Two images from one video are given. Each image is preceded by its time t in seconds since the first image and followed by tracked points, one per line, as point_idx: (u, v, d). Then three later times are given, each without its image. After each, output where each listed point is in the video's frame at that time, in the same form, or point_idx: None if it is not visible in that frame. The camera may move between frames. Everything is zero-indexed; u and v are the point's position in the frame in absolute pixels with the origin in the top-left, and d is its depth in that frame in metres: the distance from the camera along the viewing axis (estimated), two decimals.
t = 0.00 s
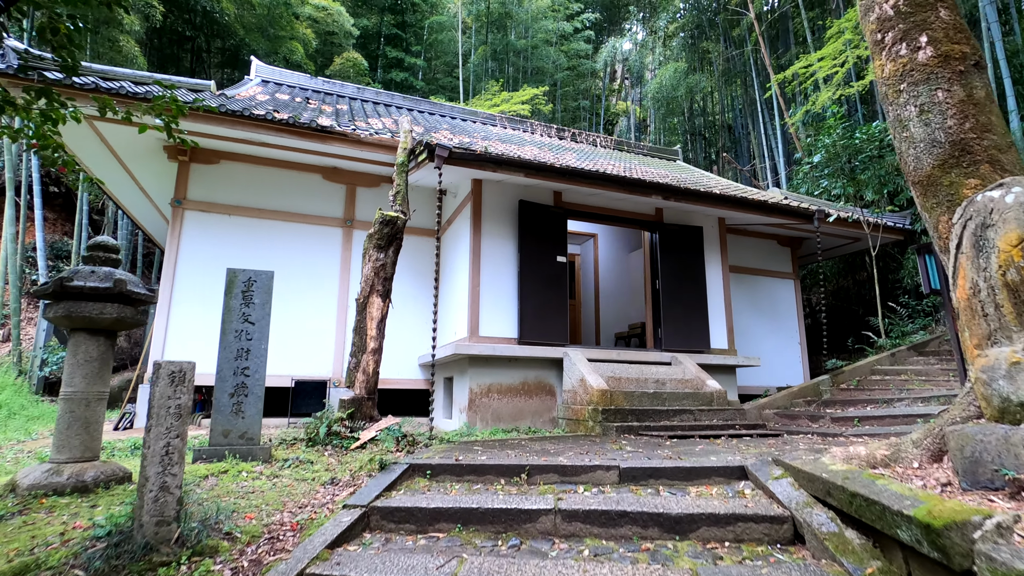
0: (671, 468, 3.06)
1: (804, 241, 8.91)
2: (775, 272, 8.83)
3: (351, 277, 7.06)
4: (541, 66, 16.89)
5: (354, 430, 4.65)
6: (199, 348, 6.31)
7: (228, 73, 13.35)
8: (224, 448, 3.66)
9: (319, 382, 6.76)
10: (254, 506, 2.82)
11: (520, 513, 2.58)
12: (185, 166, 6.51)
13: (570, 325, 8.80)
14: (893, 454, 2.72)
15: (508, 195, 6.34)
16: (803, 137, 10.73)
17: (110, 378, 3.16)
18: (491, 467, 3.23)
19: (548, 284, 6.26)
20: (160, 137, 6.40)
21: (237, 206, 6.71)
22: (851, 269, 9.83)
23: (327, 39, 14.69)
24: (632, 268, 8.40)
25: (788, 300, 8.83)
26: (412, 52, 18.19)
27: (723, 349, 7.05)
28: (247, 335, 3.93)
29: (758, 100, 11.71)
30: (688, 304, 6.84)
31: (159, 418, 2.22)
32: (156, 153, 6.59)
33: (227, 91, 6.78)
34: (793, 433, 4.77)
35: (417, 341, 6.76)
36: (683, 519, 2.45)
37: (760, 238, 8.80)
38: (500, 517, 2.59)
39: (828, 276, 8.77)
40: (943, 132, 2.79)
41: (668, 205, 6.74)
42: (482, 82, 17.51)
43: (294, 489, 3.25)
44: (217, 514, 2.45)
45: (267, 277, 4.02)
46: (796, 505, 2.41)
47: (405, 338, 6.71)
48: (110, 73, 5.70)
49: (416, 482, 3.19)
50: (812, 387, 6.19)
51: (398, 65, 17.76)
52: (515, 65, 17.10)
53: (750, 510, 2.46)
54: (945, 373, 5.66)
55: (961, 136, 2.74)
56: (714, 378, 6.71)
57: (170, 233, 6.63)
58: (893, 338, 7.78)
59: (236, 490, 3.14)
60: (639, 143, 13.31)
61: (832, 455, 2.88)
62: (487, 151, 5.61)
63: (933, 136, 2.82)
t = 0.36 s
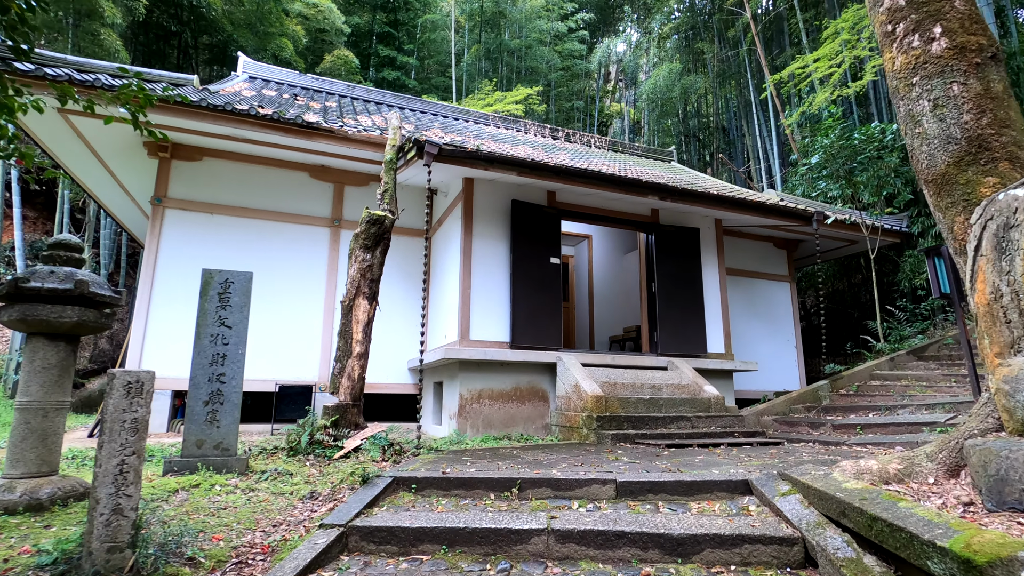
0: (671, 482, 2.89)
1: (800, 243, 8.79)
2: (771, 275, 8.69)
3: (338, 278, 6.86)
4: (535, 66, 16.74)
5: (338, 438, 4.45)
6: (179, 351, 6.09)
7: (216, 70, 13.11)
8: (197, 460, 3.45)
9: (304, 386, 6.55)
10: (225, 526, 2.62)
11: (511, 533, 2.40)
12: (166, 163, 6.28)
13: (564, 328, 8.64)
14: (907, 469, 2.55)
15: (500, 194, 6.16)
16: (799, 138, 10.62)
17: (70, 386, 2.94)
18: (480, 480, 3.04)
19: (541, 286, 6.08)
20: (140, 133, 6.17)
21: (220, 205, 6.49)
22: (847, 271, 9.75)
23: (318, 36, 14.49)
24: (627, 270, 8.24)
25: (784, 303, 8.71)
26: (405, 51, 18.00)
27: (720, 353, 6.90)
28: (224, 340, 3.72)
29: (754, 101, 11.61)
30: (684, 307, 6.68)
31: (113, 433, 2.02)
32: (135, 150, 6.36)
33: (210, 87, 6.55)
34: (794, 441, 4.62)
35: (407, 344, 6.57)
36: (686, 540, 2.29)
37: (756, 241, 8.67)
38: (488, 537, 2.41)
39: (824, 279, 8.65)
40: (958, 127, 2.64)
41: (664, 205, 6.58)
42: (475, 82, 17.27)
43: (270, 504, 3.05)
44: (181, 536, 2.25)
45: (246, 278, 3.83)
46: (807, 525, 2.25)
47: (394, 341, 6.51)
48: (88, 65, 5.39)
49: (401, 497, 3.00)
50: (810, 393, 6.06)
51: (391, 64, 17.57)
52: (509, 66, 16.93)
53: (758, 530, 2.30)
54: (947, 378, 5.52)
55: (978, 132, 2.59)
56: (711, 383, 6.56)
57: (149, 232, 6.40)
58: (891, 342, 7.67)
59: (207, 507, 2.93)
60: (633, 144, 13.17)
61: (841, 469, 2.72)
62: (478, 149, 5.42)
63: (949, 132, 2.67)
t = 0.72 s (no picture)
0: (673, 494, 2.66)
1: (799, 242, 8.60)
2: (770, 274, 8.50)
3: (323, 276, 6.59)
4: (529, 64, 16.53)
5: (318, 445, 4.19)
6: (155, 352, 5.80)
7: (203, 63, 12.80)
8: (160, 470, 3.19)
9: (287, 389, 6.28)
10: (180, 546, 2.35)
11: (498, 554, 2.16)
12: (142, 155, 6.00)
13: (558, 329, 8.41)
14: (932, 481, 2.31)
15: (491, 188, 5.92)
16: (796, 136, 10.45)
17: (15, 387, 2.71)
18: (465, 493, 2.80)
19: (534, 284, 5.84)
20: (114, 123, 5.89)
21: (199, 198, 6.22)
22: (845, 271, 9.59)
23: (308, 30, 14.21)
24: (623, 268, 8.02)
25: (783, 304, 8.51)
26: (397, 47, 17.73)
27: (719, 354, 6.69)
28: (193, 340, 3.45)
29: (751, 98, 11.44)
30: (682, 307, 6.46)
31: (39, 446, 1.78)
32: (109, 141, 6.08)
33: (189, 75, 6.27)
34: (798, 447, 4.40)
35: (394, 345, 6.30)
36: (692, 562, 2.05)
37: (755, 239, 8.46)
38: (472, 559, 2.17)
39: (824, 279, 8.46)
40: (987, 109, 2.41)
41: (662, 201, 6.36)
42: (468, 79, 17.08)
43: (236, 519, 2.78)
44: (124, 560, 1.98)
45: (218, 273, 3.57)
46: (826, 546, 2.02)
47: (381, 341, 6.25)
48: (56, 50, 5.11)
49: (379, 512, 2.74)
50: (813, 396, 5.86)
51: (383, 60, 17.30)
52: (503, 63, 16.71)
53: (772, 552, 2.07)
54: (954, 381, 5.32)
55: (1009, 114, 2.37)
56: (710, 385, 6.34)
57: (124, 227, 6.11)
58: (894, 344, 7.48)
59: (165, 523, 2.65)
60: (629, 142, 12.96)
61: (859, 481, 2.48)
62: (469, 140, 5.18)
63: (976, 115, 2.45)
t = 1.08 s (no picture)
0: (672, 524, 2.45)
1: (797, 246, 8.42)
2: (767, 279, 8.32)
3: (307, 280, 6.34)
4: (523, 63, 16.32)
5: (294, 461, 3.95)
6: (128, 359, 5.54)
7: (189, 60, 12.51)
8: (118, 494, 2.95)
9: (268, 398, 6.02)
10: None
11: None
12: (116, 153, 5.74)
13: (551, 334, 8.20)
14: (956, 514, 2.09)
15: (481, 190, 5.69)
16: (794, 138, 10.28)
17: None
18: (446, 522, 2.57)
19: (526, 290, 5.61)
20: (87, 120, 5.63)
21: (176, 199, 5.96)
22: (842, 276, 9.43)
23: (297, 28, 13.93)
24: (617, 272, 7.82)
25: (780, 309, 8.34)
26: (389, 45, 17.46)
27: (716, 362, 6.49)
28: (155, 352, 3.21)
29: (747, 99, 11.27)
30: (679, 313, 6.26)
31: None
32: (83, 139, 5.82)
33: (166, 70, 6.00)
34: (800, 463, 4.20)
35: (380, 352, 6.06)
36: None
37: (752, 243, 8.28)
38: None
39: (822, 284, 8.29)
40: (1014, 107, 2.21)
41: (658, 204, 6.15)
42: (460, 78, 16.85)
43: (195, 551, 2.53)
44: None
45: (183, 281, 3.34)
46: None
47: (366, 348, 6.01)
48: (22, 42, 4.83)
49: (352, 544, 2.51)
50: (813, 406, 5.67)
51: (374, 59, 17.03)
52: (497, 63, 16.50)
53: None
54: (959, 392, 5.14)
55: None
56: (707, 395, 6.15)
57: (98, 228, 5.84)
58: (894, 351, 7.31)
59: (114, 557, 2.40)
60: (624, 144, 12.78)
61: (876, 513, 2.28)
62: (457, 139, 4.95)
63: (1003, 113, 2.24)
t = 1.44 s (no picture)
0: (675, 529, 2.24)
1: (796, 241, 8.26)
2: (765, 275, 8.14)
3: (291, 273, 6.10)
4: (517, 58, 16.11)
5: (271, 461, 3.71)
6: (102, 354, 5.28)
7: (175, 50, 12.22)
8: (72, 497, 2.71)
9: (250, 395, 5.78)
10: None
11: None
12: (91, 138, 5.49)
13: (545, 331, 7.99)
14: (989, 519, 1.89)
15: (472, 179, 5.47)
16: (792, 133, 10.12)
17: None
18: (428, 527, 2.35)
19: (518, 282, 5.40)
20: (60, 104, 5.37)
21: (154, 187, 5.70)
22: (841, 272, 9.28)
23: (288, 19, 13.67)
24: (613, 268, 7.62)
25: (778, 306, 8.16)
26: (382, 39, 17.21)
27: (714, 359, 6.31)
28: (116, 343, 2.96)
29: (745, 94, 11.11)
30: (676, 308, 6.07)
31: None
32: (55, 123, 5.56)
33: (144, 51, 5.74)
34: (806, 463, 4.01)
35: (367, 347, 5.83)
36: None
37: (750, 239, 8.10)
38: None
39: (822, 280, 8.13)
40: None
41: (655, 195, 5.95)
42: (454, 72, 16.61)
43: (151, 559, 2.30)
44: None
45: (148, 266, 3.09)
46: None
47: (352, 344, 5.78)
48: None
49: (324, 551, 2.28)
50: (815, 405, 5.49)
51: (366, 53, 16.77)
52: (492, 58, 16.29)
53: None
54: (966, 390, 4.97)
55: None
56: (706, 393, 5.96)
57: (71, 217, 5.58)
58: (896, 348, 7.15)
59: (59, 566, 2.17)
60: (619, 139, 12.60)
61: (900, 517, 2.07)
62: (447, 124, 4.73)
63: None
